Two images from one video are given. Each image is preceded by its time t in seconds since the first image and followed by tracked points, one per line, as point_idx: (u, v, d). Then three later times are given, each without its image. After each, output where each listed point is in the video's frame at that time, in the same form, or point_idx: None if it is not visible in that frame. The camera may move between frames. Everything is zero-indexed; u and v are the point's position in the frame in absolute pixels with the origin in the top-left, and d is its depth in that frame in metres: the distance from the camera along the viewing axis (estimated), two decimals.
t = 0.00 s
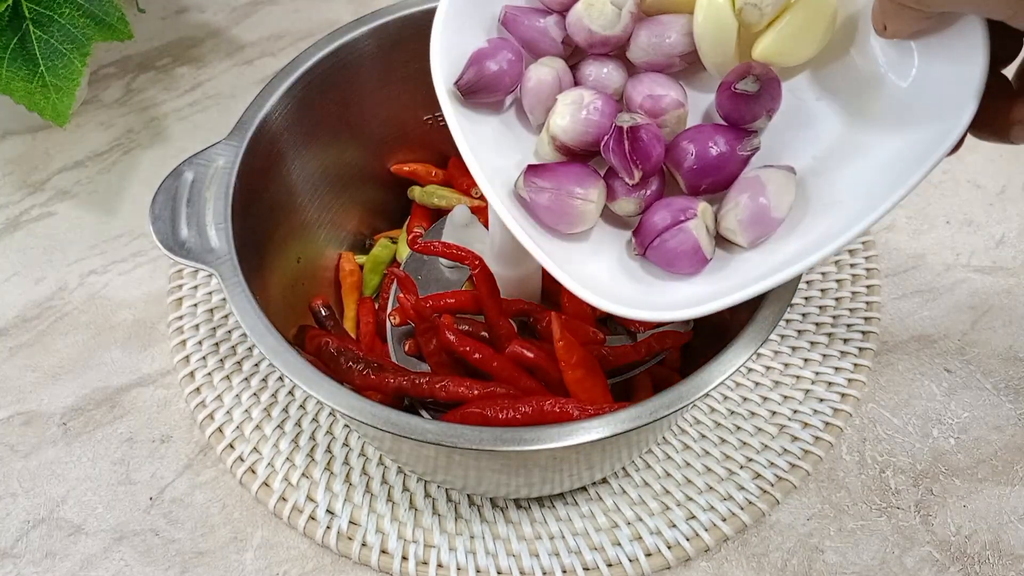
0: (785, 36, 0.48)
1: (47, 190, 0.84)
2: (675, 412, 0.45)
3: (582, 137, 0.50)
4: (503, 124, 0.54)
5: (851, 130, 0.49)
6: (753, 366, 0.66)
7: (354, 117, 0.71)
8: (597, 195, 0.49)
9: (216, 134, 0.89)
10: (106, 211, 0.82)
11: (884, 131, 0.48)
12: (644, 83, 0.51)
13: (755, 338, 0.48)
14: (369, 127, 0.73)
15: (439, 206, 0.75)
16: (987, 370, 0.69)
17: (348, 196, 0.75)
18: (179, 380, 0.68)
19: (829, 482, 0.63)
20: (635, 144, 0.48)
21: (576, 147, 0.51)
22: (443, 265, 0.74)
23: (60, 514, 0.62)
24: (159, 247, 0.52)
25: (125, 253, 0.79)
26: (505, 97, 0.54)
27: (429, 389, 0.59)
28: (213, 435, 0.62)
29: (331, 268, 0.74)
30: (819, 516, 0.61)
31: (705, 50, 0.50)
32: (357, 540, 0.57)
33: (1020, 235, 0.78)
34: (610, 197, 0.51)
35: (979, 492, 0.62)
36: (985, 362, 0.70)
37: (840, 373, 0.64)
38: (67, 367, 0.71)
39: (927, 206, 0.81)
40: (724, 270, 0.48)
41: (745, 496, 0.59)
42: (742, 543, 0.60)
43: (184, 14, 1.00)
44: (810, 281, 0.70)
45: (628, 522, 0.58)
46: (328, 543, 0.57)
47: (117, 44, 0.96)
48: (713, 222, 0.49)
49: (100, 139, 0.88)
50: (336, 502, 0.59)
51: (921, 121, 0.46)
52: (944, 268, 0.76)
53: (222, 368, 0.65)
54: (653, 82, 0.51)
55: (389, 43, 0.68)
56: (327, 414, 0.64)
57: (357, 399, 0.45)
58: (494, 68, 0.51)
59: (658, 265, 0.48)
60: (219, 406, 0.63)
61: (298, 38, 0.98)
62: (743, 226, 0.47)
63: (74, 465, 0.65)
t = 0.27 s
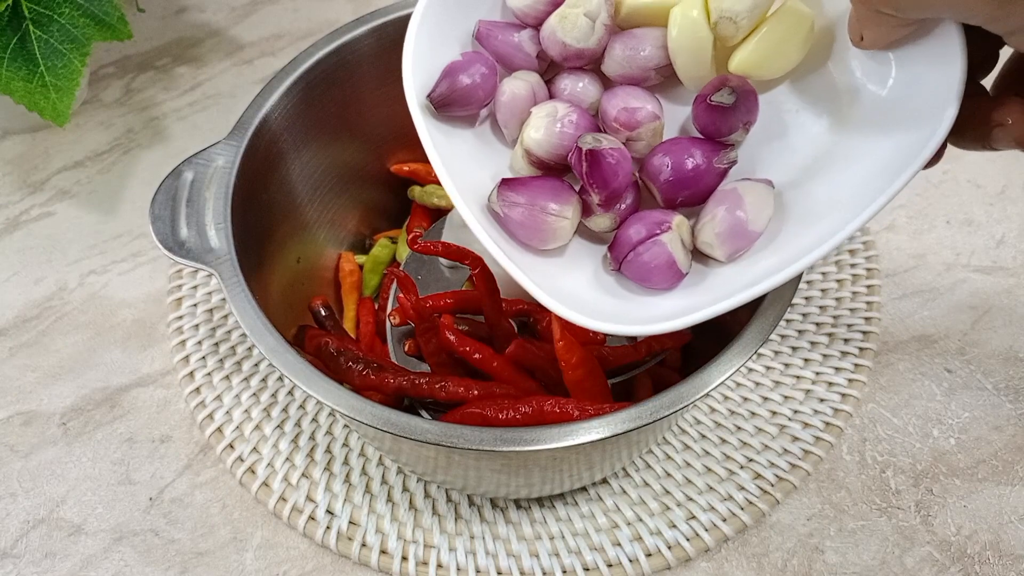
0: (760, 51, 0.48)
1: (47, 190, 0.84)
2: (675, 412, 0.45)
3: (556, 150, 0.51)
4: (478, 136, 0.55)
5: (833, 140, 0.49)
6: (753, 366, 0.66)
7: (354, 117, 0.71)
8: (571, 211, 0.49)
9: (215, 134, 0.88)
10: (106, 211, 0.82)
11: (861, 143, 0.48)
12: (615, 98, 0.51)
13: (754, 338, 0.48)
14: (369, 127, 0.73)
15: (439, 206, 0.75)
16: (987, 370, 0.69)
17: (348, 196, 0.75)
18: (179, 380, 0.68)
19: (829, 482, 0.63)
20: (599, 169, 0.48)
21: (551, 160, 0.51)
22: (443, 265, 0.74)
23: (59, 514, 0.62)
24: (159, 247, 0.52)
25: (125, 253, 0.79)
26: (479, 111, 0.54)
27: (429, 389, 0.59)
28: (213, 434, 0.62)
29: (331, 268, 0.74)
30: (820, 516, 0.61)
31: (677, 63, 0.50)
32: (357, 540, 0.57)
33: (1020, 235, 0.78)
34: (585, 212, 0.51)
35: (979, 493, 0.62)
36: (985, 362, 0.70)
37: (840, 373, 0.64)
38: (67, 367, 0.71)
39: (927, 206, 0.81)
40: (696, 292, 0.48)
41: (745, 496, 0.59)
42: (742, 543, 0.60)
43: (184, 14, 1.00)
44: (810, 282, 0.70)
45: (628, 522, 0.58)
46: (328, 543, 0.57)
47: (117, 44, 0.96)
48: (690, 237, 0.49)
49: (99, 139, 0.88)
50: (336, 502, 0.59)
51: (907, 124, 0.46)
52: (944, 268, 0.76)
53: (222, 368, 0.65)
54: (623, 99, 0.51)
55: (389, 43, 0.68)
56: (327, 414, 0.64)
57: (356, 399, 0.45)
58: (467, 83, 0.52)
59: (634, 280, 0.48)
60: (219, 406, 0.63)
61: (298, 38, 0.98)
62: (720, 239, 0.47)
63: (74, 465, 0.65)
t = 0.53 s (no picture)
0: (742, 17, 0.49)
1: (47, 190, 0.84)
2: (676, 412, 0.45)
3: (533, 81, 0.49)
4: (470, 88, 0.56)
5: (815, 27, 0.44)
6: (753, 366, 0.66)
7: (354, 117, 0.71)
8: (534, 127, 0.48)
9: (215, 133, 0.88)
10: (106, 210, 0.82)
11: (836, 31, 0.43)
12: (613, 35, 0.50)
13: (755, 337, 0.48)
14: (369, 127, 0.73)
15: (439, 206, 0.75)
16: (988, 370, 0.69)
17: (348, 196, 0.75)
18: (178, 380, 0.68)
19: (829, 483, 0.63)
20: (562, 47, 0.42)
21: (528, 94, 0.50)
22: (443, 265, 0.74)
23: (59, 514, 0.62)
24: (159, 247, 0.52)
25: (124, 253, 0.79)
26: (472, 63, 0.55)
27: (429, 389, 0.59)
28: (213, 435, 0.62)
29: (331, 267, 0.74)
30: (820, 516, 0.61)
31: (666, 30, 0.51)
32: (357, 541, 0.57)
33: (1021, 235, 0.78)
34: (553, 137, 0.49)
35: (980, 493, 0.62)
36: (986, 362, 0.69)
37: (841, 373, 0.64)
38: (66, 367, 0.71)
39: (928, 206, 0.81)
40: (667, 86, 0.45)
41: (745, 496, 0.59)
42: (742, 543, 0.60)
43: (183, 14, 1.00)
44: (811, 282, 0.70)
45: (628, 522, 0.58)
46: (328, 543, 0.57)
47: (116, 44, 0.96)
48: (651, 101, 0.43)
49: (99, 139, 0.88)
50: (336, 502, 0.59)
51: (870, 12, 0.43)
52: (945, 269, 0.76)
53: (221, 368, 0.65)
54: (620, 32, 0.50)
55: (389, 43, 0.68)
56: (327, 414, 0.63)
57: (357, 399, 0.45)
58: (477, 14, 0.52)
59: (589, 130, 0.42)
60: (219, 406, 0.63)
61: (298, 38, 0.98)
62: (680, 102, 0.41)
63: (74, 465, 0.65)
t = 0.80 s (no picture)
0: None
1: (48, 190, 0.84)
2: (675, 411, 0.45)
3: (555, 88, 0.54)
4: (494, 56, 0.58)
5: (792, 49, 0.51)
6: (752, 366, 0.66)
7: (355, 117, 0.71)
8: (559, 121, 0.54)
9: (216, 134, 0.89)
10: (107, 211, 0.82)
11: (794, 21, 0.53)
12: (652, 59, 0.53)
13: (753, 337, 0.48)
14: (370, 127, 0.73)
15: (439, 206, 0.75)
16: (987, 370, 0.69)
17: (349, 197, 0.75)
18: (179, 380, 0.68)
19: (829, 482, 0.63)
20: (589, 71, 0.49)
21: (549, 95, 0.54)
22: (443, 265, 0.74)
23: (60, 514, 0.62)
24: (160, 248, 0.52)
25: (125, 253, 0.79)
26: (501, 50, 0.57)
27: (429, 388, 0.59)
28: (213, 434, 0.62)
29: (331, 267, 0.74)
30: (819, 516, 0.61)
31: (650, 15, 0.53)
32: (357, 540, 0.57)
33: (1020, 236, 0.78)
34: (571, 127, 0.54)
35: (979, 493, 0.62)
36: (985, 362, 0.70)
37: (840, 373, 0.64)
38: (67, 367, 0.71)
39: (927, 206, 0.81)
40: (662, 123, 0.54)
41: (745, 495, 0.59)
42: (742, 543, 0.60)
43: (184, 15, 1.00)
44: (810, 281, 0.70)
45: (628, 522, 0.58)
46: (328, 543, 0.57)
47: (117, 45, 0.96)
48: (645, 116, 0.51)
49: (100, 139, 0.88)
50: (336, 502, 0.59)
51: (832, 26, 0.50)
52: (944, 269, 0.76)
53: (222, 368, 0.65)
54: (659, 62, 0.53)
55: (389, 44, 0.68)
56: (327, 414, 0.64)
57: (357, 399, 0.45)
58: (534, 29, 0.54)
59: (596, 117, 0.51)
60: (219, 406, 0.63)
61: (298, 39, 0.98)
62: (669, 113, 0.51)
63: (74, 465, 0.65)
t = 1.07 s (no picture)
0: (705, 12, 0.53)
1: (48, 190, 0.84)
2: (675, 412, 0.45)
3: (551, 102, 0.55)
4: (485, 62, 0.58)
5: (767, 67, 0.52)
6: (752, 366, 0.66)
7: (355, 117, 0.71)
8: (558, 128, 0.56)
9: (215, 134, 0.88)
10: (107, 211, 0.82)
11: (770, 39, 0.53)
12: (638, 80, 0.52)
13: (753, 337, 0.48)
14: (370, 127, 0.73)
15: (438, 206, 0.75)
16: (987, 370, 0.69)
17: (348, 197, 0.75)
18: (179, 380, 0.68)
19: (829, 482, 0.63)
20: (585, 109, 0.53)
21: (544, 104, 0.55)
22: (443, 265, 0.74)
23: (60, 514, 0.62)
24: (160, 248, 0.52)
25: (125, 253, 0.79)
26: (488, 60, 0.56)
27: (429, 388, 0.59)
28: (213, 434, 0.62)
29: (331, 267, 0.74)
30: (819, 516, 0.61)
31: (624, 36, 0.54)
32: (357, 540, 0.57)
33: (1020, 236, 0.78)
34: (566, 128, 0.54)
35: (979, 493, 0.62)
36: (985, 362, 0.70)
37: (840, 373, 0.64)
38: (67, 367, 0.71)
39: (927, 206, 0.81)
40: (666, 124, 0.55)
41: (745, 495, 0.59)
42: (742, 543, 0.60)
43: (184, 15, 1.00)
44: (810, 281, 0.70)
45: (628, 522, 0.58)
46: (328, 543, 0.57)
47: (117, 45, 0.96)
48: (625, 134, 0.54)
49: (100, 139, 0.88)
50: (336, 502, 0.59)
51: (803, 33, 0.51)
52: (944, 269, 0.76)
53: (222, 368, 0.65)
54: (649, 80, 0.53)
55: (389, 44, 0.68)
56: (327, 414, 0.64)
57: (357, 399, 0.45)
58: (515, 61, 0.53)
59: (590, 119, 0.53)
60: (219, 405, 0.63)
61: (298, 39, 0.98)
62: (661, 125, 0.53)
63: (74, 465, 0.65)
